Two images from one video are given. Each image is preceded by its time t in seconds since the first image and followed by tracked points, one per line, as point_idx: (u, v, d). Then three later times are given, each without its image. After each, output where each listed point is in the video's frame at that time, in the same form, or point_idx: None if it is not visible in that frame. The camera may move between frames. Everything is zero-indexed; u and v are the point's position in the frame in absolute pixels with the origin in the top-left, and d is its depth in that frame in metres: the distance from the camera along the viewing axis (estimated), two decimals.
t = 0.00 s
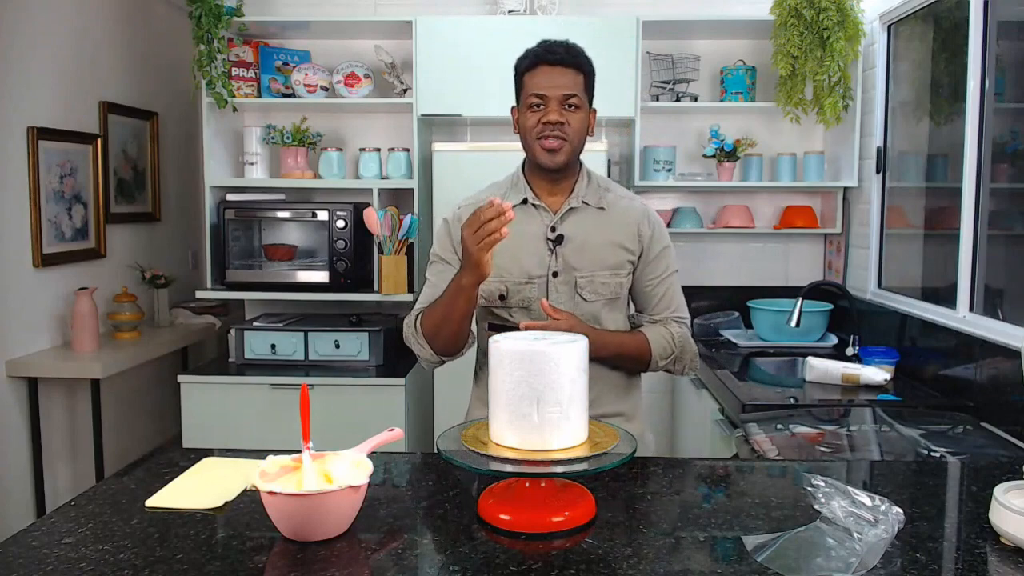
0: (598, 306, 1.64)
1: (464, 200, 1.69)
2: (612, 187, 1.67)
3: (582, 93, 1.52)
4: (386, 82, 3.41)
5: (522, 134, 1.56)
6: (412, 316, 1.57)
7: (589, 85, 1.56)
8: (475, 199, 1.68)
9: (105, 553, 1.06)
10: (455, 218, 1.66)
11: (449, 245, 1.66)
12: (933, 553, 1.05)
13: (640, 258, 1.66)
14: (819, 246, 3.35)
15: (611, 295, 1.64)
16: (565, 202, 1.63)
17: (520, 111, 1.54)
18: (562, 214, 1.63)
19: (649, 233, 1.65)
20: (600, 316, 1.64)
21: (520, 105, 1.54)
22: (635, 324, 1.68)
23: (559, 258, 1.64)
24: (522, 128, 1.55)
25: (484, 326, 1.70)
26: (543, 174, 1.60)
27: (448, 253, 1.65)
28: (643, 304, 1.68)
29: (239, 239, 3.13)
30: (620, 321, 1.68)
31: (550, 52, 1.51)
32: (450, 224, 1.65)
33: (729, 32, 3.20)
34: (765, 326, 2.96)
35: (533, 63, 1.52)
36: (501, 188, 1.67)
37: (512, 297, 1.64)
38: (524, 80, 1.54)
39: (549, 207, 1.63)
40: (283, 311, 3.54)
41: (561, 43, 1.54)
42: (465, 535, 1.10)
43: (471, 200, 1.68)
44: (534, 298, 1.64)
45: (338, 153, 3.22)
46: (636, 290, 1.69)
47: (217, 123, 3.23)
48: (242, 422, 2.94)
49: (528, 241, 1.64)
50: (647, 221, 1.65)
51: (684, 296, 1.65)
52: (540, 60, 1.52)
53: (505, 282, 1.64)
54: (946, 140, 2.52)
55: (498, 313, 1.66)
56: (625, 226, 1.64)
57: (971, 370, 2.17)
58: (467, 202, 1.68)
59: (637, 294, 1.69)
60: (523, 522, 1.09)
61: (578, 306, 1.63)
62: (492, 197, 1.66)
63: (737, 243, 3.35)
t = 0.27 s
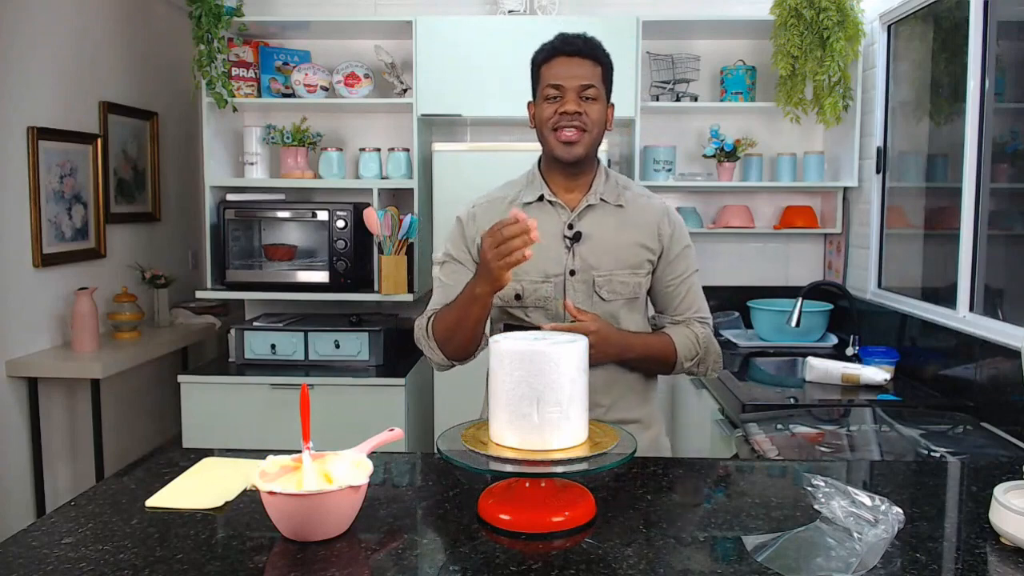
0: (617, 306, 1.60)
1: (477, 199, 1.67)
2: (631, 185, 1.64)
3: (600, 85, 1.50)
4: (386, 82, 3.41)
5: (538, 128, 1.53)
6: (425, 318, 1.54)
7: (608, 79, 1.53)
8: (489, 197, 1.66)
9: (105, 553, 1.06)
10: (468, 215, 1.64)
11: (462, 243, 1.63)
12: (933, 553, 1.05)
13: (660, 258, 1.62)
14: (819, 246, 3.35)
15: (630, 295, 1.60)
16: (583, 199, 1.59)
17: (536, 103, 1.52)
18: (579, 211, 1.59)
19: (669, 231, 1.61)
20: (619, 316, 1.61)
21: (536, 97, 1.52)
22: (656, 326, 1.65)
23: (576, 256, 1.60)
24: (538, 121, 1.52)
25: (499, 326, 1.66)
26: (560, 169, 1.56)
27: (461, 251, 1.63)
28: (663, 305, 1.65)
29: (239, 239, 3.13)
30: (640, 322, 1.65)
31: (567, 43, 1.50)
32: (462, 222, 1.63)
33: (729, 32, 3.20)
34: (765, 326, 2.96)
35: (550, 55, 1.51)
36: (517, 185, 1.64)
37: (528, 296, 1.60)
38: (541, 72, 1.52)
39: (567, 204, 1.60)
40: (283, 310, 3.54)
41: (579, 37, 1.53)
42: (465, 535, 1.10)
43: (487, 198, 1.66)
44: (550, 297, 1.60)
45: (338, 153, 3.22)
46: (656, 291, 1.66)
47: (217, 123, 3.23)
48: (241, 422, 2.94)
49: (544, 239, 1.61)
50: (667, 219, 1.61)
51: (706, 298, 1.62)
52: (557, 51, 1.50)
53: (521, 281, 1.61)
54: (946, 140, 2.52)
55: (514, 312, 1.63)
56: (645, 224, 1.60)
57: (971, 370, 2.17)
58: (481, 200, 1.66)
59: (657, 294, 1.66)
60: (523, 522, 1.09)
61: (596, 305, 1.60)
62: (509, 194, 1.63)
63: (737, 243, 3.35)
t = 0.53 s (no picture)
0: (631, 312, 1.57)
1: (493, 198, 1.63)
2: (650, 188, 1.60)
3: (618, 84, 1.47)
4: (386, 82, 3.41)
5: (555, 127, 1.50)
6: (438, 328, 1.53)
7: (628, 77, 1.50)
8: (505, 196, 1.61)
9: (105, 553, 1.06)
10: (483, 216, 1.61)
11: (475, 246, 1.62)
12: (932, 553, 1.05)
13: (678, 263, 1.58)
14: (819, 246, 3.35)
15: (645, 301, 1.57)
16: (600, 202, 1.56)
17: (554, 102, 1.49)
18: (596, 214, 1.56)
19: (688, 236, 1.57)
20: (633, 322, 1.57)
21: (554, 96, 1.50)
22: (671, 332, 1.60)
23: (591, 261, 1.57)
24: (556, 121, 1.49)
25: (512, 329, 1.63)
26: (577, 169, 1.53)
27: (474, 256, 1.61)
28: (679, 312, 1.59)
29: (239, 239, 3.13)
30: (654, 329, 1.59)
31: (585, 41, 1.46)
32: (477, 224, 1.60)
33: (729, 32, 3.20)
34: (765, 326, 2.96)
35: (568, 52, 1.48)
36: (533, 185, 1.59)
37: (541, 300, 1.57)
38: (559, 70, 1.49)
39: (583, 207, 1.57)
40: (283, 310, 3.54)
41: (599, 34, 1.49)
42: (465, 535, 1.10)
43: (502, 198, 1.61)
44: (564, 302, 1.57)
45: (338, 153, 3.22)
46: (672, 296, 1.61)
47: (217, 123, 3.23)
48: (241, 422, 2.94)
49: (558, 243, 1.57)
50: (686, 224, 1.57)
51: (724, 305, 1.56)
52: (575, 49, 1.47)
53: (534, 285, 1.57)
54: (946, 140, 2.52)
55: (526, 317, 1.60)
56: (662, 230, 1.56)
57: (971, 370, 2.17)
58: (496, 199, 1.61)
59: (673, 300, 1.61)
60: (523, 522, 1.09)
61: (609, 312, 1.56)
62: (524, 195, 1.59)
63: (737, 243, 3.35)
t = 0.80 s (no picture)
0: (638, 319, 1.53)
1: (504, 200, 1.61)
2: (663, 192, 1.56)
3: (632, 87, 1.42)
4: (386, 82, 3.41)
5: (567, 130, 1.46)
6: (458, 337, 1.55)
7: (642, 79, 1.45)
8: (516, 196, 1.59)
9: (105, 553, 1.06)
10: (494, 219, 1.59)
11: (486, 249, 1.61)
12: (933, 553, 1.05)
13: (689, 270, 1.54)
14: (819, 246, 3.35)
15: (653, 308, 1.53)
16: (610, 206, 1.53)
17: (565, 105, 1.45)
18: (605, 218, 1.52)
19: (700, 242, 1.52)
20: (640, 330, 1.53)
21: (565, 98, 1.45)
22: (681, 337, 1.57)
23: (599, 265, 1.53)
24: (567, 124, 1.45)
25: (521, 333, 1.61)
26: (588, 172, 1.50)
27: (486, 260, 1.61)
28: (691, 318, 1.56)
29: (239, 239, 3.13)
30: (663, 334, 1.56)
31: (599, 42, 1.41)
32: (489, 226, 1.59)
33: (729, 32, 3.20)
34: (766, 326, 2.96)
35: (581, 54, 1.43)
36: (545, 186, 1.57)
37: (547, 303, 1.54)
38: (571, 72, 1.44)
39: (593, 209, 1.54)
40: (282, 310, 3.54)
41: (613, 33, 1.44)
42: (465, 535, 1.10)
43: (513, 198, 1.59)
44: (570, 307, 1.53)
45: (338, 153, 3.22)
46: (683, 303, 1.57)
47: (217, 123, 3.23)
48: (241, 422, 2.94)
49: (566, 245, 1.54)
50: (698, 230, 1.52)
51: (737, 312, 1.52)
52: (588, 50, 1.42)
53: (540, 287, 1.55)
54: (946, 140, 2.52)
55: (533, 320, 1.57)
56: (673, 235, 1.52)
57: (971, 370, 2.17)
58: (507, 200, 1.59)
59: (685, 306, 1.57)
60: (523, 522, 1.09)
61: (616, 318, 1.53)
62: (535, 195, 1.57)
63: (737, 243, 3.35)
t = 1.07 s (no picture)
0: (642, 323, 1.52)
1: (510, 199, 1.62)
2: (670, 193, 1.55)
3: (636, 88, 1.42)
4: (386, 82, 3.41)
5: (570, 131, 1.46)
6: (462, 338, 1.54)
7: (647, 78, 1.45)
8: (522, 197, 1.59)
9: (105, 553, 1.06)
10: (499, 219, 1.59)
11: (491, 249, 1.61)
12: (933, 553, 1.05)
13: (695, 272, 1.53)
14: (819, 246, 3.35)
15: (657, 312, 1.52)
16: (614, 208, 1.53)
17: (569, 106, 1.45)
18: (610, 221, 1.52)
19: (706, 244, 1.51)
20: (644, 334, 1.53)
21: (569, 99, 1.45)
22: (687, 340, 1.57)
23: (604, 269, 1.53)
24: (571, 125, 1.45)
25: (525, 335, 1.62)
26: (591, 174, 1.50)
27: (491, 261, 1.61)
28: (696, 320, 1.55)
29: (239, 239, 3.13)
30: (669, 338, 1.56)
31: (602, 42, 1.41)
32: (493, 227, 1.59)
33: (729, 32, 3.20)
34: (766, 326, 2.96)
35: (584, 54, 1.42)
36: (550, 188, 1.57)
37: (550, 307, 1.54)
38: (574, 72, 1.44)
39: (597, 212, 1.53)
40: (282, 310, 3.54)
41: (617, 32, 1.44)
42: (465, 535, 1.10)
43: (519, 199, 1.59)
44: (574, 310, 1.53)
45: (338, 153, 3.22)
46: (689, 305, 1.56)
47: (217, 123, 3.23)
48: (241, 422, 2.94)
49: (570, 248, 1.54)
50: (704, 232, 1.52)
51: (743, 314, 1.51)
52: (591, 50, 1.42)
53: (544, 290, 1.55)
54: (946, 140, 2.52)
55: (537, 323, 1.58)
56: (678, 238, 1.51)
57: (971, 370, 2.17)
58: (512, 201, 1.60)
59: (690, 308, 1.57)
60: (523, 522, 1.09)
61: (620, 322, 1.53)
62: (540, 196, 1.57)
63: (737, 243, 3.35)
